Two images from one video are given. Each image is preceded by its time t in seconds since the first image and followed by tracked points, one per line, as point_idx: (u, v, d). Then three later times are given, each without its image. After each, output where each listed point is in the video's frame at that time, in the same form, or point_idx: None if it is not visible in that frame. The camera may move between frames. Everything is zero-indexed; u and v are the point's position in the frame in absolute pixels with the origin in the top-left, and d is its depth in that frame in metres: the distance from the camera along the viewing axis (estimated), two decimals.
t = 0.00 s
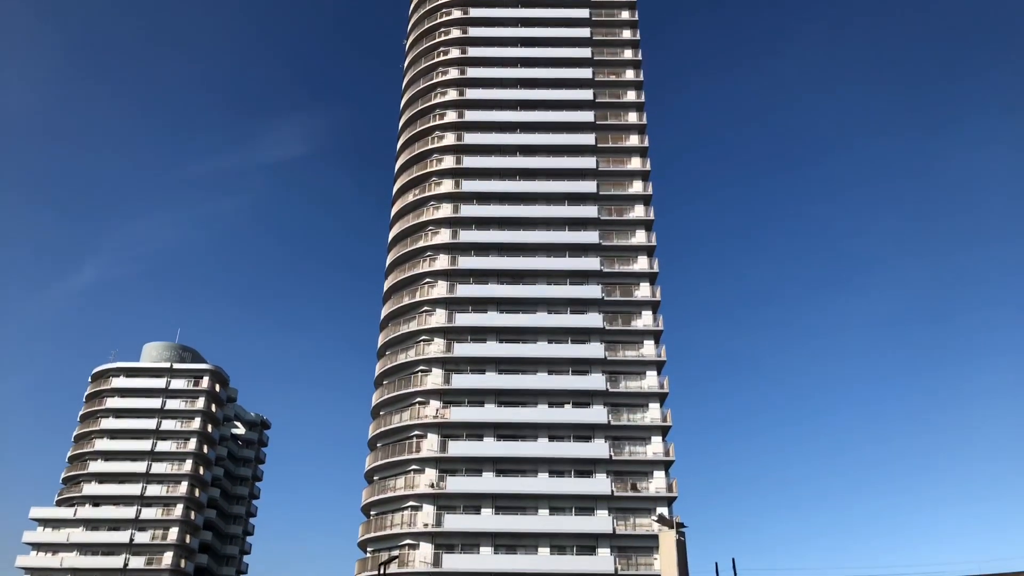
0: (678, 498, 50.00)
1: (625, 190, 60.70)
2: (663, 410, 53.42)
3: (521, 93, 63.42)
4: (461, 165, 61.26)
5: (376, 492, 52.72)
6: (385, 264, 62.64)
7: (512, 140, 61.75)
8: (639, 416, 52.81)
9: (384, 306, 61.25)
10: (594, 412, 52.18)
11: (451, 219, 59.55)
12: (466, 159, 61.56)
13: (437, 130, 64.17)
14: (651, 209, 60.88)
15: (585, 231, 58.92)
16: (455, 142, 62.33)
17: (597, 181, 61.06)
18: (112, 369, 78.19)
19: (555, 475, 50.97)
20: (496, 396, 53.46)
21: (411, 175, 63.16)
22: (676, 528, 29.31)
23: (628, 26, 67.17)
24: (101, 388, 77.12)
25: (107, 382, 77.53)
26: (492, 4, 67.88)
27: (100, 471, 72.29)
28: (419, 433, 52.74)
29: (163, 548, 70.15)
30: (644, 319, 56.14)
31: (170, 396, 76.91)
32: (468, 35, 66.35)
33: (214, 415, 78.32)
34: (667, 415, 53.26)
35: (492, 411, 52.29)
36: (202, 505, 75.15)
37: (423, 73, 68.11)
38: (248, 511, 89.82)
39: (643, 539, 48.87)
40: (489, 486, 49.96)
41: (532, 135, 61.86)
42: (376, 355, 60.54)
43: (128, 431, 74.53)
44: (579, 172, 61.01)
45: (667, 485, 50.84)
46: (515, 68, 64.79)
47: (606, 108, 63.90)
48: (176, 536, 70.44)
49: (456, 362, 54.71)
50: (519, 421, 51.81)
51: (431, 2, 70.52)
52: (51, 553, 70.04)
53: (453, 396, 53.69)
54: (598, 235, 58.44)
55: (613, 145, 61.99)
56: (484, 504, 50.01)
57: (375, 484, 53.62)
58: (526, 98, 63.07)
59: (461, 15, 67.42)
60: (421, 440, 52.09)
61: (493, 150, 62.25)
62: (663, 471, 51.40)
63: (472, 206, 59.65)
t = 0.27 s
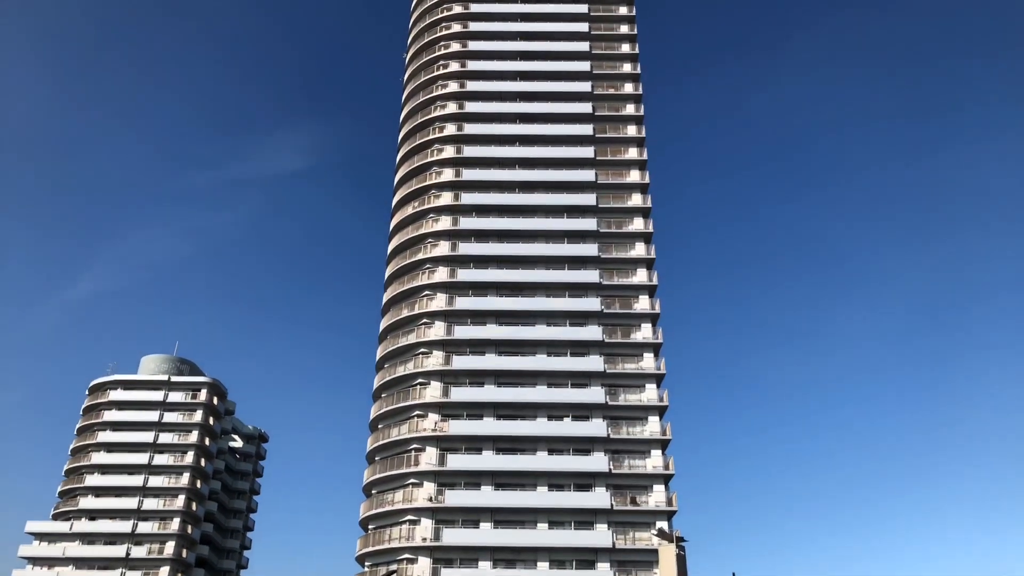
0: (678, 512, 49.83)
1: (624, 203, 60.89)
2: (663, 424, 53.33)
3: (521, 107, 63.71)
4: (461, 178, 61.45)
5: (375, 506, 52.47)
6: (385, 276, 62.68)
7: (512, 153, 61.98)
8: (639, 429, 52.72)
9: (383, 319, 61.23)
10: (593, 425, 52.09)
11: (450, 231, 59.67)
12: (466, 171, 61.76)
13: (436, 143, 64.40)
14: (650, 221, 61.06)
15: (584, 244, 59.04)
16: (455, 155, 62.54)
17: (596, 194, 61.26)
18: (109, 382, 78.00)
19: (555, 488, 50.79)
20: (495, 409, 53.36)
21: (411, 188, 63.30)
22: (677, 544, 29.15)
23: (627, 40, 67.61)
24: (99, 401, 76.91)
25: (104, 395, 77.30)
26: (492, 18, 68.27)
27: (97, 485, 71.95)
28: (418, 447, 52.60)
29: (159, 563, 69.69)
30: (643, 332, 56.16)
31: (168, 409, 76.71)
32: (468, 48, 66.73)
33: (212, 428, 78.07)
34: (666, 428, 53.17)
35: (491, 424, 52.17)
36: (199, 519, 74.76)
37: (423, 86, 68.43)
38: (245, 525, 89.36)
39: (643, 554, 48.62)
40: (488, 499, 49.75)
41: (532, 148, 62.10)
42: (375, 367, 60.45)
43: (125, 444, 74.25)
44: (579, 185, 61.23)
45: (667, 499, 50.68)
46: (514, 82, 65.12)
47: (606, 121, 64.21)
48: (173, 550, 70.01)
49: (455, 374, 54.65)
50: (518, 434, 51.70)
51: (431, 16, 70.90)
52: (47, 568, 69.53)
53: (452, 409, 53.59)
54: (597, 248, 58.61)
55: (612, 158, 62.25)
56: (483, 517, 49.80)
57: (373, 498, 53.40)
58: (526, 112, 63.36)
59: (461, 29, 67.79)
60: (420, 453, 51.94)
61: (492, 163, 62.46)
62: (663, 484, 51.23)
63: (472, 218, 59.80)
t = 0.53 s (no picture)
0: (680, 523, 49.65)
1: (624, 213, 61.01)
2: (664, 434, 53.21)
3: (521, 117, 63.94)
4: (461, 188, 61.62)
5: (375, 517, 52.34)
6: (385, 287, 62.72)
7: (512, 163, 62.16)
8: (640, 440, 52.60)
9: (383, 329, 61.21)
10: (594, 436, 51.99)
11: (451, 242, 59.75)
12: (467, 182, 61.93)
13: (437, 154, 64.58)
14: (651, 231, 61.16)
15: (585, 254, 59.12)
16: (455, 165, 62.72)
17: (597, 204, 61.38)
18: (110, 393, 77.93)
19: (556, 500, 50.61)
20: (496, 420, 53.27)
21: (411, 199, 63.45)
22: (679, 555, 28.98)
23: (627, 50, 67.97)
24: (99, 413, 76.80)
25: (105, 406, 77.24)
26: (492, 29, 68.62)
27: (97, 496, 71.73)
28: (418, 458, 52.46)
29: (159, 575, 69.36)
30: (644, 342, 56.14)
31: (168, 420, 76.62)
32: (468, 60, 67.05)
33: (213, 440, 77.94)
34: (667, 438, 53.05)
35: (492, 435, 52.07)
36: (199, 530, 74.47)
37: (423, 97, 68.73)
38: (245, 536, 89.02)
39: (644, 566, 48.38)
40: (489, 511, 49.57)
41: (532, 158, 62.28)
42: (375, 378, 60.37)
43: (125, 455, 74.10)
44: (579, 195, 61.39)
45: (668, 510, 50.49)
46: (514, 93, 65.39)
47: (605, 132, 64.42)
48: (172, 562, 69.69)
49: (456, 385, 54.58)
50: (519, 445, 51.58)
51: (431, 27, 71.30)
52: None
53: (453, 420, 53.49)
54: (598, 258, 58.72)
55: (612, 168, 62.42)
56: (484, 529, 49.61)
57: (373, 509, 53.20)
58: (526, 122, 63.59)
59: (461, 40, 68.13)
60: (421, 464, 51.79)
61: (493, 174, 62.63)
62: (665, 495, 51.05)
63: (473, 229, 59.91)
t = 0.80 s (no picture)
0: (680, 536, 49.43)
1: (624, 225, 61.13)
2: (664, 447, 53.05)
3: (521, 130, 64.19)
4: (461, 201, 61.75)
5: (374, 531, 52.06)
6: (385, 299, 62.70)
7: (512, 176, 62.33)
8: (640, 452, 52.45)
9: (383, 341, 61.13)
10: (594, 448, 51.85)
11: (450, 254, 59.81)
12: (466, 194, 62.08)
13: (437, 166, 64.75)
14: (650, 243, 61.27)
15: (584, 266, 59.19)
16: (455, 178, 62.89)
17: (596, 216, 61.52)
18: (108, 406, 77.74)
19: (556, 513, 50.37)
20: (496, 432, 53.13)
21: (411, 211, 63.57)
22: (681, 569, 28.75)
23: (627, 64, 68.34)
24: (97, 425, 76.56)
25: (103, 419, 77.08)
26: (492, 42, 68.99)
27: (94, 509, 71.40)
28: (418, 471, 52.25)
29: None
30: (644, 354, 56.10)
31: (167, 433, 76.40)
32: (468, 73, 67.37)
33: (211, 452, 77.69)
34: (668, 451, 52.89)
35: (492, 447, 51.91)
36: (196, 544, 74.04)
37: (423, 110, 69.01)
38: (243, 550, 88.53)
39: None
40: (489, 524, 49.34)
41: (532, 171, 62.46)
42: (375, 390, 60.23)
43: (123, 468, 73.81)
44: (578, 208, 61.53)
45: (669, 523, 50.27)
46: (514, 106, 65.66)
47: (605, 145, 64.65)
48: None
49: (455, 398, 54.47)
50: (519, 458, 51.42)
51: (431, 40, 71.68)
52: None
53: (452, 432, 53.34)
54: (597, 270, 58.80)
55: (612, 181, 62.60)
56: (483, 542, 49.36)
57: (372, 522, 52.92)
58: (526, 135, 63.83)
59: (461, 53, 68.51)
60: (420, 477, 51.58)
61: (493, 186, 62.79)
62: (665, 508, 50.83)
63: (472, 241, 59.99)
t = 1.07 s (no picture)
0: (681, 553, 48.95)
1: (624, 240, 61.12)
2: (665, 463, 52.67)
3: (521, 146, 64.38)
4: (461, 216, 61.78)
5: (373, 548, 51.57)
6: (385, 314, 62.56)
7: (512, 191, 62.42)
8: (641, 469, 52.06)
9: (383, 357, 60.92)
10: (595, 465, 51.49)
11: (450, 269, 59.75)
12: (466, 210, 62.13)
13: (437, 182, 64.85)
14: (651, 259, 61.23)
15: (585, 282, 59.11)
16: (455, 193, 62.96)
17: (596, 232, 61.52)
18: (107, 422, 77.35)
19: (556, 530, 49.92)
20: (496, 449, 52.79)
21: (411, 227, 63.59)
22: None
23: (627, 80, 68.62)
24: (95, 442, 76.12)
25: (101, 435, 76.66)
26: (492, 60, 69.32)
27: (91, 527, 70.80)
28: (417, 487, 51.85)
29: None
30: (645, 370, 55.86)
31: (165, 449, 75.97)
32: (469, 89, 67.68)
33: (210, 469, 77.21)
34: (669, 467, 52.51)
35: (492, 463, 51.56)
36: (194, 562, 73.37)
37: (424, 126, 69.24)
38: (242, 567, 87.75)
39: None
40: (489, 541, 48.90)
41: (532, 186, 62.55)
42: (375, 406, 59.93)
43: (121, 485, 73.30)
44: (579, 223, 61.54)
45: (670, 541, 49.79)
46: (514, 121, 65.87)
47: (604, 160, 64.80)
48: None
49: (455, 414, 54.18)
50: (519, 474, 51.06)
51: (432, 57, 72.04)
52: None
53: (452, 448, 53.01)
54: (597, 286, 58.70)
55: (612, 196, 62.67)
56: (483, 560, 48.88)
57: (372, 540, 52.43)
58: (526, 151, 64.00)
59: (462, 70, 68.83)
60: (420, 494, 51.19)
61: (493, 201, 62.87)
62: (667, 525, 50.38)
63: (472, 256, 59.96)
